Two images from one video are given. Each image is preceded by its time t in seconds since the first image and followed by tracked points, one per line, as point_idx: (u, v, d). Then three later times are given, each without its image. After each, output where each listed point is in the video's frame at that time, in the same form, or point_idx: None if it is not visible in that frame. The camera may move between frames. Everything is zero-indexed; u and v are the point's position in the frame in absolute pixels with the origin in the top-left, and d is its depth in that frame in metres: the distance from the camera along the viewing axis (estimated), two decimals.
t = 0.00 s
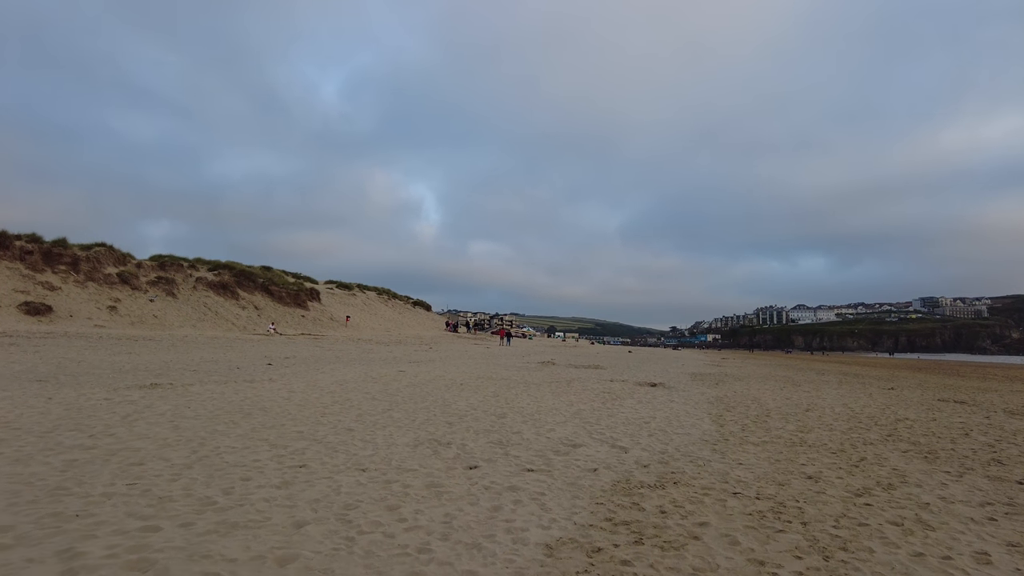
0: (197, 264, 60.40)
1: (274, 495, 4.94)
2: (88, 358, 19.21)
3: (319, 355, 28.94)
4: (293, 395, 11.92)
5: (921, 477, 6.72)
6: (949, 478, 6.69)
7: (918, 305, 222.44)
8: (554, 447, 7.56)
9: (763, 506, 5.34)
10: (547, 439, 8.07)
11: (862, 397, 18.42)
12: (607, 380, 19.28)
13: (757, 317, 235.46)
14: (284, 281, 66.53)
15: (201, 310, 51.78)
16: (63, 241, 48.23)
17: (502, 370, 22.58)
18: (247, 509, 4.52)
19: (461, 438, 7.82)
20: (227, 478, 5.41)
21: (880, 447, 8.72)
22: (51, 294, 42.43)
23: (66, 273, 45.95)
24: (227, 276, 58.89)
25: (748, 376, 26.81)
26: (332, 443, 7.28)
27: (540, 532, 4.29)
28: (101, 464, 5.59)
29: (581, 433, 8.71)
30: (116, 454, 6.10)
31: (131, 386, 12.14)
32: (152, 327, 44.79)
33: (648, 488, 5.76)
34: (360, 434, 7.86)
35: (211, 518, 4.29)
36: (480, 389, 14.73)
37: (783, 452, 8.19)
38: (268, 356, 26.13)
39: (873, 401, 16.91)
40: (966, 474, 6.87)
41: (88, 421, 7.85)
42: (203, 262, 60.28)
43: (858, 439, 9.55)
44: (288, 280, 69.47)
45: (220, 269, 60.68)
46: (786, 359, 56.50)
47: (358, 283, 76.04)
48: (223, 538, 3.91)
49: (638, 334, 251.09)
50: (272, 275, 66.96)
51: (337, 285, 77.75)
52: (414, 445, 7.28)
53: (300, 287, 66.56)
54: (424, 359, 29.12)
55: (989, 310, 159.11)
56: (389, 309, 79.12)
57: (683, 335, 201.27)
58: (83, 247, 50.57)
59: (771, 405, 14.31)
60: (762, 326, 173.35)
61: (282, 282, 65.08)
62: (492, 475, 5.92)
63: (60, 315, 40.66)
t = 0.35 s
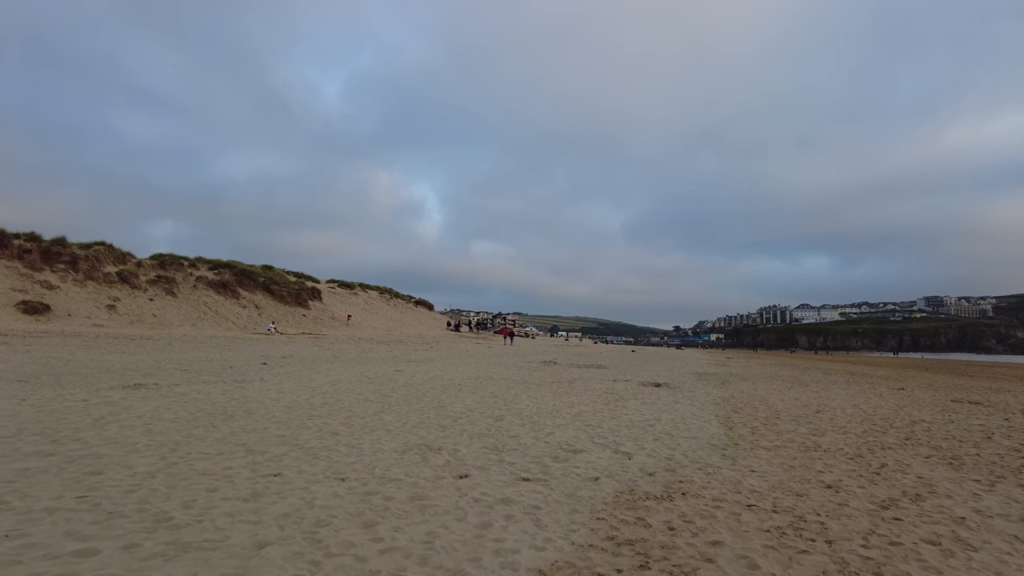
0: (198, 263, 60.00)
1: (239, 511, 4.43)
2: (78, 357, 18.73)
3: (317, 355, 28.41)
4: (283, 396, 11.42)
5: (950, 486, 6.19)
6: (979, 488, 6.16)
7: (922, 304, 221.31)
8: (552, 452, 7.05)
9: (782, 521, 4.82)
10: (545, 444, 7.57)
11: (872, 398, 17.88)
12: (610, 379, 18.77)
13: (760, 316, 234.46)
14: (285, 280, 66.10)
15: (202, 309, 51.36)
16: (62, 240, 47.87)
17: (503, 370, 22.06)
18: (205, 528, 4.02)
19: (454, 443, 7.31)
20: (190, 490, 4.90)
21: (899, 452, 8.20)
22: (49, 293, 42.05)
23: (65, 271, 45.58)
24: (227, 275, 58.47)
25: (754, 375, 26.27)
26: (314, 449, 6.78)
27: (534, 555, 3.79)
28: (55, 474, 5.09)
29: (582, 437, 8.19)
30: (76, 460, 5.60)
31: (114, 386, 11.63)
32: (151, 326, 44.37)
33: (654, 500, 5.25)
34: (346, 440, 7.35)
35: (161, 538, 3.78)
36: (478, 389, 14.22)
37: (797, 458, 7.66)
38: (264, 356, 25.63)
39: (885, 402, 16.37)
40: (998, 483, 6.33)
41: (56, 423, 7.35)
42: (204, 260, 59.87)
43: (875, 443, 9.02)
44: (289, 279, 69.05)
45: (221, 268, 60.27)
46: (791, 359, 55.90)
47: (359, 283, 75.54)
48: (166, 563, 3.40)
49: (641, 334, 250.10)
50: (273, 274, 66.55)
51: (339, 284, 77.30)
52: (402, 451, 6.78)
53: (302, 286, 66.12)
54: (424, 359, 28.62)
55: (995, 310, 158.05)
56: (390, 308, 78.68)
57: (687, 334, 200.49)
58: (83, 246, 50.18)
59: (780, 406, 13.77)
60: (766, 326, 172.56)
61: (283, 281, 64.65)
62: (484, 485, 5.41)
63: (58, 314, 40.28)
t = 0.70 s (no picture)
0: (198, 262, 59.61)
1: (192, 534, 3.95)
2: (68, 358, 18.25)
3: (315, 355, 27.94)
4: (270, 399, 10.93)
5: (981, 501, 5.67)
6: (1013, 503, 5.66)
7: (926, 305, 220.35)
8: (548, 462, 6.56)
9: (801, 544, 4.32)
10: (542, 451, 7.09)
11: (882, 400, 17.38)
12: (612, 381, 18.27)
13: (763, 316, 233.65)
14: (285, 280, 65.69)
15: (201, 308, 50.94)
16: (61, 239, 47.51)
17: (503, 371, 21.60)
18: (148, 554, 3.55)
19: (444, 451, 6.85)
20: (144, 507, 4.42)
21: (919, 460, 7.70)
22: (47, 292, 41.66)
23: (64, 271, 45.20)
24: (228, 275, 58.05)
25: (759, 376, 25.74)
26: (291, 458, 6.30)
27: None
28: None
29: (582, 444, 7.71)
30: (27, 473, 5.12)
31: (95, 389, 11.15)
32: (149, 326, 43.95)
33: (658, 518, 4.76)
34: (327, 448, 6.87)
35: (94, 568, 3.31)
36: (476, 392, 13.74)
37: (811, 467, 7.16)
38: (262, 356, 25.18)
39: (895, 404, 15.85)
40: None
41: (20, 430, 6.88)
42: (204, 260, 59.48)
43: (891, 449, 8.52)
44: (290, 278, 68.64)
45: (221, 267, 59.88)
46: (794, 360, 55.40)
47: (360, 282, 75.06)
48: None
49: (644, 334, 249.39)
50: (274, 274, 66.13)
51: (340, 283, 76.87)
52: (388, 461, 6.31)
53: (302, 285, 65.68)
54: (423, 359, 28.15)
55: (999, 310, 157.23)
56: (392, 308, 78.24)
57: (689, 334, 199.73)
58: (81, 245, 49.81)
59: (787, 409, 13.27)
60: (768, 326, 171.94)
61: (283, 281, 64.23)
62: (470, 501, 4.94)
63: (56, 314, 39.88)
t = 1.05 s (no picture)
0: (195, 263, 59.14)
1: (130, 567, 3.46)
2: (52, 359, 17.73)
3: (310, 356, 27.42)
4: (254, 403, 10.43)
5: (1015, 520, 5.18)
6: None
7: (927, 305, 219.79)
8: (542, 475, 6.07)
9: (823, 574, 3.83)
10: (535, 462, 6.60)
11: (890, 403, 16.90)
12: (613, 384, 17.77)
13: (764, 317, 233.08)
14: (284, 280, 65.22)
15: (198, 309, 50.47)
16: (56, 238, 47.05)
17: (501, 373, 21.08)
18: None
19: (430, 462, 6.35)
20: (81, 532, 3.91)
21: (939, 471, 7.19)
22: (42, 292, 41.19)
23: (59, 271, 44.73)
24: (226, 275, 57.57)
25: (762, 378, 25.27)
26: (263, 472, 5.80)
27: None
28: None
29: (579, 453, 7.23)
30: None
31: (70, 393, 10.64)
32: (146, 327, 43.47)
33: (661, 543, 4.27)
34: (304, 460, 6.38)
35: None
36: (471, 395, 13.25)
37: (824, 480, 6.66)
38: (255, 357, 24.69)
39: (904, 408, 15.38)
40: None
41: None
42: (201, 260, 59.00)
43: (907, 458, 8.03)
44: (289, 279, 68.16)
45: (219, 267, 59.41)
46: (796, 360, 54.94)
47: (359, 283, 74.56)
48: None
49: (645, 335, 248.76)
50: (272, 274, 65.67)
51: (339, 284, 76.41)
52: (368, 475, 5.82)
53: (301, 285, 65.20)
54: (421, 360, 27.64)
55: (1000, 310, 156.77)
56: (391, 308, 77.78)
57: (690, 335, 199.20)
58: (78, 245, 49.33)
59: (794, 413, 12.78)
60: (769, 326, 171.47)
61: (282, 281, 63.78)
62: (453, 523, 4.45)
63: (51, 314, 39.42)
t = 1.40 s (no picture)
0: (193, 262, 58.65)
1: None
2: (39, 360, 17.22)
3: (306, 356, 26.91)
4: (240, 406, 9.93)
5: None
6: None
7: (928, 305, 219.30)
8: (541, 486, 5.58)
9: None
10: (535, 472, 6.12)
11: (899, 405, 16.43)
12: (615, 385, 17.28)
13: (765, 317, 232.58)
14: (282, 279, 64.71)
15: (196, 309, 49.99)
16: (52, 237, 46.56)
17: (500, 375, 20.58)
18: None
19: (420, 473, 5.88)
20: (15, 556, 3.43)
21: (966, 480, 6.72)
22: (37, 292, 40.70)
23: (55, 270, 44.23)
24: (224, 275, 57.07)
25: (766, 379, 24.80)
26: (237, 483, 5.32)
27: None
28: None
29: (581, 462, 6.75)
30: None
31: (48, 395, 10.14)
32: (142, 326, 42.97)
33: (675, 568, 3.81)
34: (285, 469, 5.90)
35: None
36: (469, 397, 12.77)
37: (846, 490, 6.19)
38: (250, 357, 24.20)
39: (915, 411, 14.91)
40: None
41: None
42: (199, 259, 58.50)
43: (930, 466, 7.55)
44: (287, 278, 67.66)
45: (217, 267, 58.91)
46: (797, 361, 54.45)
47: (358, 282, 74.07)
48: None
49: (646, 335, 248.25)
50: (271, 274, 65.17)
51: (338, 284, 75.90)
52: (352, 487, 5.34)
53: (299, 285, 64.70)
54: (420, 361, 27.14)
55: (1001, 311, 156.29)
56: (391, 308, 77.29)
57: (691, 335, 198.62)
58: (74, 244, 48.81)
59: (803, 417, 12.31)
60: (770, 327, 171.00)
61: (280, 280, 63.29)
62: (441, 545, 3.98)
63: (46, 314, 38.92)
